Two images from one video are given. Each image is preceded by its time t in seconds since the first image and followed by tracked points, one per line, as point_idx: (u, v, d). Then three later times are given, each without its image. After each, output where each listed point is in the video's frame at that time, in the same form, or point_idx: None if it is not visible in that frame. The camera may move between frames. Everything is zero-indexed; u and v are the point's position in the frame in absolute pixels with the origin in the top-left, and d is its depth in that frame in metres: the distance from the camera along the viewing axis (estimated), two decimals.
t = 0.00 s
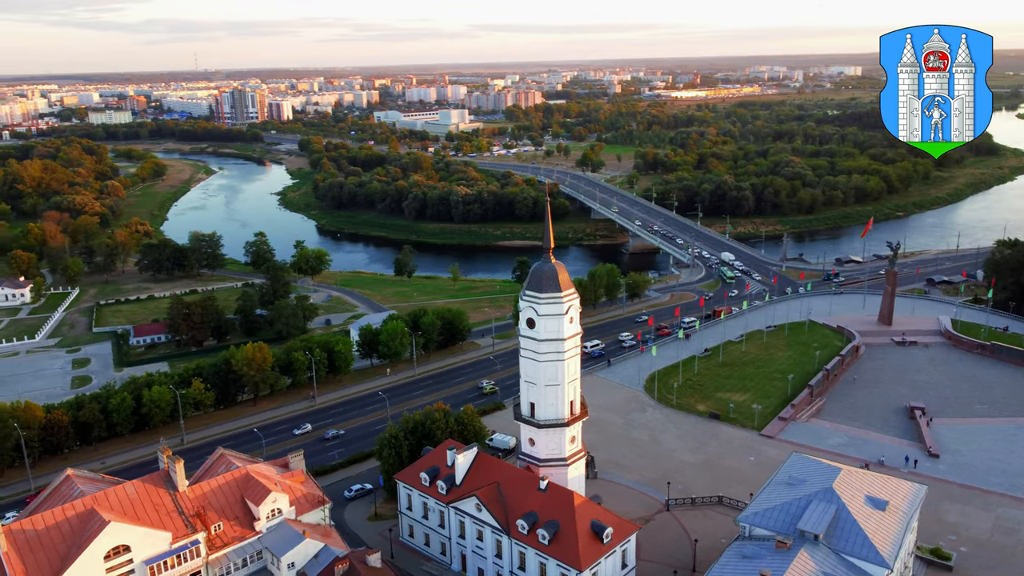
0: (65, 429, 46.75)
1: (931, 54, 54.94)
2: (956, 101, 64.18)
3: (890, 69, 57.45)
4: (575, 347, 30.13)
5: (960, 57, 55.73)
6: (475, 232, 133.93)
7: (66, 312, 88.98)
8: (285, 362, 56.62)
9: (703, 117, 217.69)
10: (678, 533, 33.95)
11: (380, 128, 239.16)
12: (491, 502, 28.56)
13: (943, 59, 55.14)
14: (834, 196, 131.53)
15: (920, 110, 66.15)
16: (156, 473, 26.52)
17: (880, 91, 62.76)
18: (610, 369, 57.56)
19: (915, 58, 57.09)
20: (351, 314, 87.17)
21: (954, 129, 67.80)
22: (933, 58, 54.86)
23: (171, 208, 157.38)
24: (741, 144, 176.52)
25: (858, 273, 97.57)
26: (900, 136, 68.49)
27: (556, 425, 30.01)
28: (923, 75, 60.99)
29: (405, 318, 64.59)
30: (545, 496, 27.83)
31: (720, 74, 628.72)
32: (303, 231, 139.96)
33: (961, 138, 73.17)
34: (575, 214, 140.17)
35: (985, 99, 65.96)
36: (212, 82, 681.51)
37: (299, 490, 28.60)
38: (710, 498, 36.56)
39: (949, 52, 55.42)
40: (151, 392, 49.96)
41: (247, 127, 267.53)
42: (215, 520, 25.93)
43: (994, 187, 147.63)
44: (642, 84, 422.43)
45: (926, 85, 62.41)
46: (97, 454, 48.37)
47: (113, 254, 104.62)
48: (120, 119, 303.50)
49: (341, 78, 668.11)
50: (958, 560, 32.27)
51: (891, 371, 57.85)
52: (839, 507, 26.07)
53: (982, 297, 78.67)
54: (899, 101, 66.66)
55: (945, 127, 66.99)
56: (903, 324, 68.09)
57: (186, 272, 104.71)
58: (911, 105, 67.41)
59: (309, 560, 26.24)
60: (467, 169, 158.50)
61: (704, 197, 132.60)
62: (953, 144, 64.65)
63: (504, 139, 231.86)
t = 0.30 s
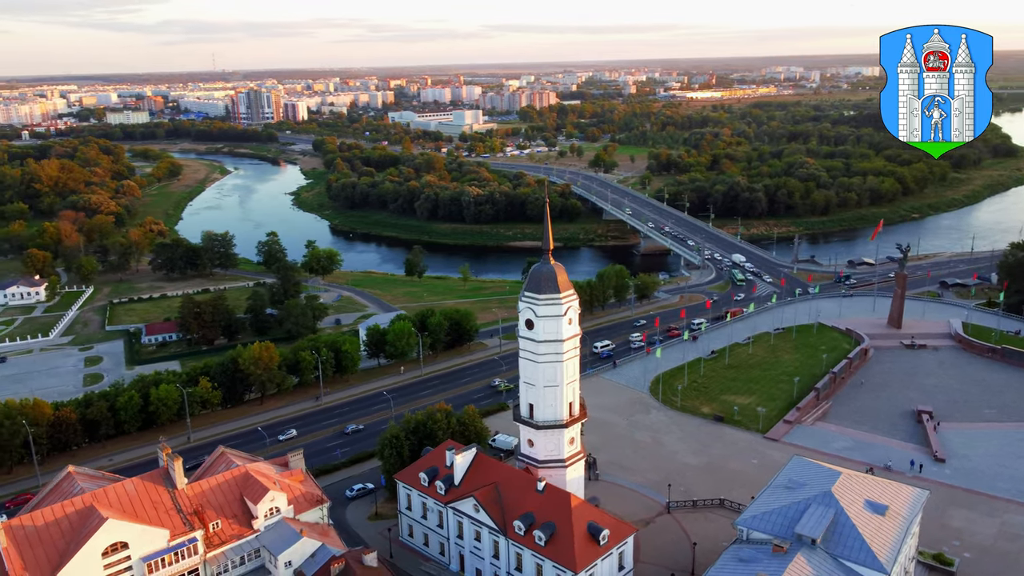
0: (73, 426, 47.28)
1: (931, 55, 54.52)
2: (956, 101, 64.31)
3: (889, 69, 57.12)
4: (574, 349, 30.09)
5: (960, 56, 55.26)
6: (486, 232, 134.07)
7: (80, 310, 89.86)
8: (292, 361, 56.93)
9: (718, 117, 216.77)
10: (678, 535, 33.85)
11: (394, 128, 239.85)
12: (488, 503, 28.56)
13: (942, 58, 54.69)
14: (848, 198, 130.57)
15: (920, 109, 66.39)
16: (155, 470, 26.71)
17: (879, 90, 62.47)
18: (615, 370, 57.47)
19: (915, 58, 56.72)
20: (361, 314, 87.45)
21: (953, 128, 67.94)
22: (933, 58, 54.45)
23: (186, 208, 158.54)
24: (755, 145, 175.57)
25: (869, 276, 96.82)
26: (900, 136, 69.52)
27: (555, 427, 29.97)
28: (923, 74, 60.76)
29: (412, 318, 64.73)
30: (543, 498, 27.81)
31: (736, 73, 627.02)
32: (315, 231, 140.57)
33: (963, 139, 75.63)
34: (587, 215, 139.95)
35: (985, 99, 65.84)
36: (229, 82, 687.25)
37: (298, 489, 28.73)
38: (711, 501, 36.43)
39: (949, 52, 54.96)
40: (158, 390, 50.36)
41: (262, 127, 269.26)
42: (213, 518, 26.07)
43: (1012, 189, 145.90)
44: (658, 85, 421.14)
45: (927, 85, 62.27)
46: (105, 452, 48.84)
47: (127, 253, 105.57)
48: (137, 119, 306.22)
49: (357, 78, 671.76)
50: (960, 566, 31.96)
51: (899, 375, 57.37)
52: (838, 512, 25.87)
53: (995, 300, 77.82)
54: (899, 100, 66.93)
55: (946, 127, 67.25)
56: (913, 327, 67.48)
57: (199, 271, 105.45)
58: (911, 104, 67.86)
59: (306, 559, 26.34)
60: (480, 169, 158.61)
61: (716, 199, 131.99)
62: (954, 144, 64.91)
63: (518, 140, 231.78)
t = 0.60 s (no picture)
0: (81, 424, 47.76)
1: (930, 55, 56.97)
2: (954, 101, 71.50)
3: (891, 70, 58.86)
4: (573, 350, 30.05)
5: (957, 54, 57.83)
6: (497, 233, 134.17)
7: (93, 309, 90.65)
8: (299, 361, 57.22)
9: (733, 118, 215.98)
10: (678, 538, 33.73)
11: (408, 129, 240.51)
12: (486, 503, 28.58)
13: (943, 57, 58.60)
14: (863, 199, 129.68)
15: (920, 109, 74.19)
16: (155, 468, 26.90)
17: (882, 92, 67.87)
18: (621, 372, 57.36)
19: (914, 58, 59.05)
20: (370, 314, 87.72)
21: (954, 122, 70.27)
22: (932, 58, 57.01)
23: (200, 207, 159.65)
24: (770, 146, 174.68)
25: (881, 278, 96.10)
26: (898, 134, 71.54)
27: (554, 428, 29.95)
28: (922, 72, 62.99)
29: (419, 318, 64.90)
30: (541, 499, 27.81)
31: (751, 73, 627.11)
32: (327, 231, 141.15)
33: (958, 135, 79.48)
34: (598, 216, 139.76)
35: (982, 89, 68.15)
36: (245, 82, 692.63)
37: (297, 488, 28.86)
38: (712, 504, 36.26)
39: (948, 52, 57.68)
40: (165, 389, 50.74)
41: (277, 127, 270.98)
42: (212, 517, 26.28)
43: None
44: (673, 85, 419.66)
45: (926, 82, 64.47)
46: (112, 450, 49.30)
47: (140, 253, 106.46)
48: (154, 119, 308.75)
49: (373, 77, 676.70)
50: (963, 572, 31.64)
51: (908, 378, 56.86)
52: (836, 516, 25.70)
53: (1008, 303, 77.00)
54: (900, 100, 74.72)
55: (946, 125, 74.68)
56: (922, 330, 66.92)
57: (211, 270, 106.15)
58: (912, 104, 75.40)
59: (304, 558, 26.45)
60: (492, 170, 158.77)
61: (728, 200, 131.39)
62: (952, 143, 72.43)
63: (531, 141, 231.78)
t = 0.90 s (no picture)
0: (89, 421, 48.20)
1: (932, 55, 59.37)
2: (953, 101, 73.62)
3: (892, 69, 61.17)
4: (571, 352, 30.08)
5: (959, 55, 60.53)
6: (509, 234, 134.22)
7: (106, 307, 91.47)
8: (306, 360, 57.52)
9: (747, 119, 215.03)
10: (677, 540, 33.62)
11: (422, 129, 241.13)
12: (483, 504, 28.62)
13: (942, 59, 60.38)
14: (877, 201, 128.74)
15: (920, 109, 75.99)
16: (155, 466, 27.06)
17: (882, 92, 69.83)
18: (626, 373, 57.28)
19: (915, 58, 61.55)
20: (380, 314, 87.95)
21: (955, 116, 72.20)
22: (933, 57, 59.25)
23: (215, 207, 160.80)
24: (784, 147, 173.70)
25: (893, 280, 95.34)
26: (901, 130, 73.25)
27: (552, 429, 29.96)
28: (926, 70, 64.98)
29: (427, 318, 65.03)
30: (537, 501, 27.80)
31: (767, 73, 627.74)
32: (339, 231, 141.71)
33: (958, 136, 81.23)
34: (610, 217, 139.44)
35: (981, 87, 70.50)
36: (260, 83, 697.21)
37: (296, 487, 29.01)
38: (713, 506, 36.13)
39: (948, 52, 60.03)
40: (173, 387, 51.09)
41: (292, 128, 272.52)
42: (210, 515, 26.48)
43: None
44: (688, 85, 417.85)
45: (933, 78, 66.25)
46: (120, 447, 49.74)
47: (154, 251, 107.40)
48: (170, 119, 311.17)
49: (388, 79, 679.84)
50: None
51: (916, 382, 56.38)
52: (833, 521, 25.56)
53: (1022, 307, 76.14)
54: (900, 101, 76.54)
55: (945, 125, 76.41)
56: (932, 333, 66.37)
57: (223, 269, 106.83)
58: (911, 105, 77.26)
59: (301, 557, 26.64)
60: (504, 171, 158.84)
61: (741, 201, 130.81)
62: (951, 142, 74.15)
63: (544, 141, 231.62)
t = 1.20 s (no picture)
0: (97, 418, 48.66)
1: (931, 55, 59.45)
2: (953, 100, 73.44)
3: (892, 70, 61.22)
4: (570, 353, 30.06)
5: (958, 55, 60.61)
6: (520, 234, 134.26)
7: (119, 306, 92.27)
8: (313, 359, 57.80)
9: (762, 119, 213.81)
10: (677, 543, 33.52)
11: (435, 129, 241.52)
12: (481, 505, 28.63)
13: (942, 58, 60.48)
14: (891, 202, 127.68)
15: (920, 109, 75.74)
16: (155, 464, 27.24)
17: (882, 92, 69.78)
18: (631, 374, 57.20)
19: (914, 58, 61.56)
20: (390, 313, 88.12)
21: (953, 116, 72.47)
22: (933, 58, 59.35)
23: (229, 206, 161.83)
24: (799, 148, 172.64)
25: (906, 282, 94.56)
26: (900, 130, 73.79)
27: (550, 430, 29.97)
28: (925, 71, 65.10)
29: (434, 318, 65.12)
30: (535, 502, 27.79)
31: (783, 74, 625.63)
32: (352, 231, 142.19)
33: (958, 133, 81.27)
34: (621, 217, 139.11)
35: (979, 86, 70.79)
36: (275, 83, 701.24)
37: (295, 486, 29.17)
38: (715, 509, 35.98)
39: (947, 52, 60.14)
40: (180, 386, 51.45)
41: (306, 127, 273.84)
42: (209, 512, 26.66)
43: None
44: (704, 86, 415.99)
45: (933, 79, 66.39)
46: (127, 444, 50.15)
47: (167, 250, 108.33)
48: (186, 118, 313.32)
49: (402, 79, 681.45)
50: None
51: (925, 385, 55.88)
52: (831, 525, 25.37)
53: None
54: (900, 101, 76.22)
55: (945, 125, 75.94)
56: (942, 336, 65.76)
57: (235, 269, 107.49)
58: (911, 105, 77.00)
59: (299, 555, 26.84)
60: (516, 171, 158.82)
61: (753, 202, 130.16)
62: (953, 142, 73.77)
63: (558, 141, 231.42)
